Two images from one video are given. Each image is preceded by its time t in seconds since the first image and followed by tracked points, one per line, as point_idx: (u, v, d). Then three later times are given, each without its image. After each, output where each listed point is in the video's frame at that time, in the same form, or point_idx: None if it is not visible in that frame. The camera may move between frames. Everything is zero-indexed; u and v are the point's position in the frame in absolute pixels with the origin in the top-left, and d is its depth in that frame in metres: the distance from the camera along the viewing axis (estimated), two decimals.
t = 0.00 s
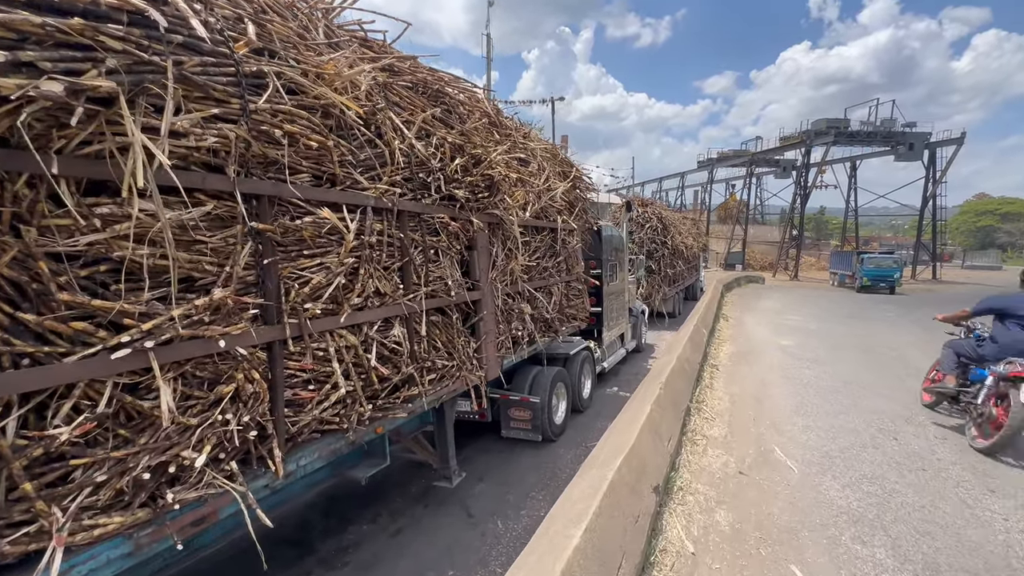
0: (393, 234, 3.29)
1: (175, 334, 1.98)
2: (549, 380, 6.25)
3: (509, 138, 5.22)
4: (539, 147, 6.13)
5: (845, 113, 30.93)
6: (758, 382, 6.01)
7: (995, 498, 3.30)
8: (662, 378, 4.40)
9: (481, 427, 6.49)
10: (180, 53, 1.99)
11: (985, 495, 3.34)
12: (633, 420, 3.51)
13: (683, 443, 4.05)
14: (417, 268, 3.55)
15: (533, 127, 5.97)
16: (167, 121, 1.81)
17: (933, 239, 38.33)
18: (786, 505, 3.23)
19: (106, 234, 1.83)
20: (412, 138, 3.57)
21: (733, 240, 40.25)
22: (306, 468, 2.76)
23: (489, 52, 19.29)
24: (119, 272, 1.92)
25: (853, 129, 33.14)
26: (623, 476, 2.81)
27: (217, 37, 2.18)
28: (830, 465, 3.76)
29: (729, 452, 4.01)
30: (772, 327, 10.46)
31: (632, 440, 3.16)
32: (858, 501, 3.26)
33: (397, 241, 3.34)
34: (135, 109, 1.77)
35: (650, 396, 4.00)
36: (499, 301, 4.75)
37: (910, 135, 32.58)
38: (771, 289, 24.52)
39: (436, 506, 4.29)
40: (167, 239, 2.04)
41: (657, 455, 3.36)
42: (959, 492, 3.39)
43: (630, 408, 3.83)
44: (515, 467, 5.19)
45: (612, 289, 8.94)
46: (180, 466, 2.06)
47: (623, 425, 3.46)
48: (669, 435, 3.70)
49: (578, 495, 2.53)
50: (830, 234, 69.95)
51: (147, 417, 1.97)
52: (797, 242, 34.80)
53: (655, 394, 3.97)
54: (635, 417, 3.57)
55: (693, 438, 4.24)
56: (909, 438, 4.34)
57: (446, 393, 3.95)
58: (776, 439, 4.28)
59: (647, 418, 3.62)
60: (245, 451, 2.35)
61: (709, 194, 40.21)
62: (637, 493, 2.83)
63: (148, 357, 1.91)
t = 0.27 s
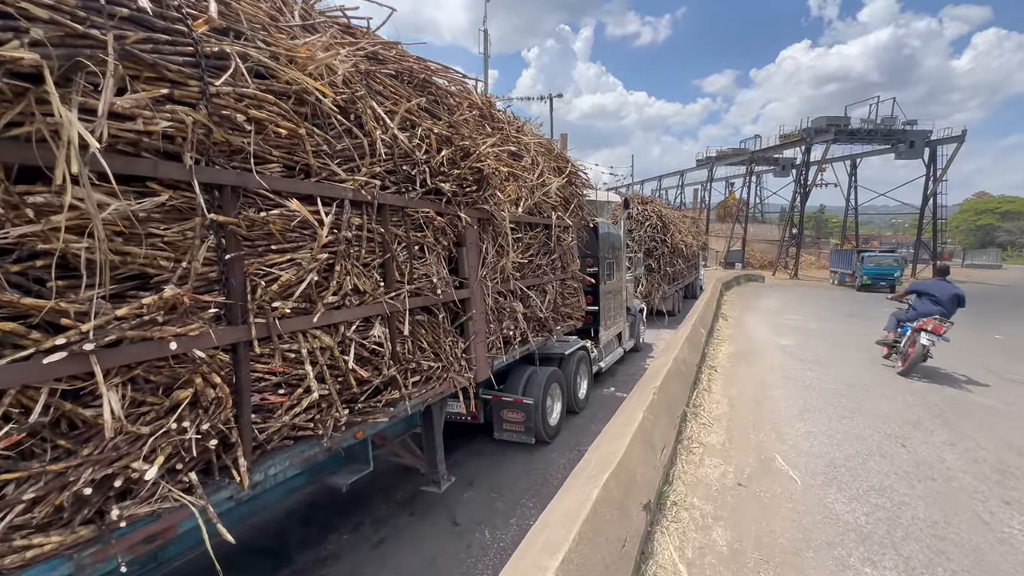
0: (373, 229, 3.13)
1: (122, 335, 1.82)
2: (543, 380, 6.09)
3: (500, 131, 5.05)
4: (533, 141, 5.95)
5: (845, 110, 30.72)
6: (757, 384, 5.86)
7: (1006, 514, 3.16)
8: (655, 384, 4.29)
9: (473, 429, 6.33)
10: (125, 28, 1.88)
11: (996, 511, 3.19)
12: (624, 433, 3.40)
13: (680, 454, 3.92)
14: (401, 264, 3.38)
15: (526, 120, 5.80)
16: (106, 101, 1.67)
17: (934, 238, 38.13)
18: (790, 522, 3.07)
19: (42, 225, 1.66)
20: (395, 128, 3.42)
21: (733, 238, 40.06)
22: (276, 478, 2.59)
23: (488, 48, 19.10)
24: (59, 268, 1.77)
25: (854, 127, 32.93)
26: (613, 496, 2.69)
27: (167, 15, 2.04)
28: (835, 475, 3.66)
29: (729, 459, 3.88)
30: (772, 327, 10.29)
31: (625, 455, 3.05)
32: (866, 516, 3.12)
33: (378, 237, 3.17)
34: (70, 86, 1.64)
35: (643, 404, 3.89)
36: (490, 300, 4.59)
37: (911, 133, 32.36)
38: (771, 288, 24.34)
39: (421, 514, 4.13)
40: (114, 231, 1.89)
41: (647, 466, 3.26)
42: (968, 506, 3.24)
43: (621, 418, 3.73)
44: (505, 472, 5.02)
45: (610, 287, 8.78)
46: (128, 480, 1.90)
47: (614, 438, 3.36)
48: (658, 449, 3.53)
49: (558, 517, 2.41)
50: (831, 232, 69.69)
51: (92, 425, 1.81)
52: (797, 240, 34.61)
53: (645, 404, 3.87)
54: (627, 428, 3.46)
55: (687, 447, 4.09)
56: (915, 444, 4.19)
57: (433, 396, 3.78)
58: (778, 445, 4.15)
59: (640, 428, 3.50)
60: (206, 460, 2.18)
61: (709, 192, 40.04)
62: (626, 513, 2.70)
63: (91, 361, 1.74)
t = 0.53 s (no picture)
0: (348, 226, 2.95)
1: (51, 342, 1.66)
2: (536, 383, 5.93)
3: (488, 125, 4.88)
4: (524, 136, 5.78)
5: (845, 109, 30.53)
6: (755, 390, 5.70)
7: (1019, 539, 3.00)
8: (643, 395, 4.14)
9: (464, 433, 6.17)
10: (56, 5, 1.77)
11: (1006, 536, 3.02)
12: (604, 451, 3.27)
13: (667, 470, 3.76)
14: (379, 264, 3.21)
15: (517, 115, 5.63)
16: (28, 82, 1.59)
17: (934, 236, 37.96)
18: (789, 549, 2.91)
19: None
20: (373, 120, 3.25)
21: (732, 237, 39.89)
22: (239, 492, 2.40)
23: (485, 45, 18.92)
24: None
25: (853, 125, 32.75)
26: (591, 524, 2.54)
27: None
28: (839, 494, 3.52)
29: (724, 477, 3.74)
30: (772, 328, 10.11)
31: (605, 477, 2.92)
32: (872, 542, 2.96)
33: (353, 235, 2.99)
34: None
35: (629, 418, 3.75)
36: (478, 301, 4.42)
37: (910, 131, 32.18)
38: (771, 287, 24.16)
39: (400, 527, 3.96)
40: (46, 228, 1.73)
41: (630, 491, 3.06)
42: (974, 530, 3.09)
43: (605, 434, 3.61)
44: (491, 481, 4.83)
45: (605, 287, 8.61)
46: (61, 501, 1.73)
47: (590, 458, 3.26)
48: (645, 471, 3.32)
49: (529, 550, 2.23)
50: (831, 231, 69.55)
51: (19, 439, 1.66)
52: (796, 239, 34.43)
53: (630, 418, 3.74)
54: (608, 446, 3.33)
55: (677, 466, 3.85)
56: (918, 458, 4.03)
57: (415, 402, 3.61)
58: (778, 460, 4.00)
59: (625, 444, 3.37)
60: (155, 477, 2.01)
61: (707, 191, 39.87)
62: (605, 543, 2.53)
63: (15, 371, 1.58)
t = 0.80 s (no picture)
0: (329, 226, 2.82)
1: None
2: (531, 386, 5.79)
3: (480, 123, 4.76)
4: (518, 134, 5.65)
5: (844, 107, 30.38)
6: (755, 400, 5.59)
7: None
8: (637, 408, 4.01)
9: (457, 438, 6.03)
10: None
11: None
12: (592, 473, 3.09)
13: (661, 493, 3.66)
14: (362, 267, 3.07)
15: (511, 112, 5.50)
16: None
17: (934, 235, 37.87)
18: None
19: None
20: (356, 115, 3.12)
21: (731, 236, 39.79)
22: (208, 508, 2.25)
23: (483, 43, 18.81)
24: None
25: (853, 123, 32.58)
26: (578, 556, 2.37)
27: None
28: (849, 519, 3.41)
29: (725, 498, 3.65)
30: (773, 330, 9.95)
31: (593, 503, 2.74)
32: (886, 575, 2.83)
33: (334, 235, 2.85)
34: None
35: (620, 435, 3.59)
36: (470, 303, 4.28)
37: (910, 130, 32.06)
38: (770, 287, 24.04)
39: (378, 545, 3.78)
40: None
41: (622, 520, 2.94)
42: (986, 560, 2.96)
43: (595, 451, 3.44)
44: (480, 492, 4.64)
45: (603, 287, 8.47)
46: (1, 525, 1.60)
47: (575, 480, 3.06)
48: (640, 494, 3.24)
49: None
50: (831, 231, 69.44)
51: None
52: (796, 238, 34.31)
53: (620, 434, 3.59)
54: (597, 466, 3.16)
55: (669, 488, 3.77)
56: (924, 478, 3.92)
57: (403, 408, 3.47)
58: (780, 480, 3.94)
59: (616, 464, 3.22)
60: (111, 495, 1.87)
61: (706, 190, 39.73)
62: None
63: None
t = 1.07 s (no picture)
0: (309, 223, 2.66)
1: None
2: (526, 388, 5.64)
3: (473, 117, 4.61)
4: (513, 129, 5.50)
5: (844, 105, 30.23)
6: (758, 412, 5.33)
7: None
8: (630, 422, 3.73)
9: (451, 442, 5.88)
10: None
11: None
12: (580, 498, 2.75)
13: (654, 520, 3.33)
14: (345, 265, 2.92)
15: (506, 106, 5.34)
16: None
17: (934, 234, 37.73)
18: None
19: None
20: (338, 106, 2.96)
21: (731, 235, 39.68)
22: (172, 526, 2.09)
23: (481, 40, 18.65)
24: None
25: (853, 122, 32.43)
26: None
27: None
28: (867, 548, 3.14)
29: (727, 525, 3.37)
30: (776, 331, 9.76)
31: (580, 537, 2.40)
32: None
33: (314, 231, 2.70)
34: None
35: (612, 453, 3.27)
36: (462, 303, 4.13)
37: (911, 128, 31.92)
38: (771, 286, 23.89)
39: (354, 565, 3.51)
40: None
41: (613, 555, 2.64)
42: None
43: (584, 473, 3.12)
44: (467, 503, 4.37)
45: (601, 287, 8.33)
46: None
47: (561, 506, 2.71)
48: (631, 523, 2.92)
49: None
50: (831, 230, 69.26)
51: None
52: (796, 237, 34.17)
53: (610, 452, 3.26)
54: (584, 489, 2.83)
55: (666, 513, 3.44)
56: (942, 503, 3.66)
57: (390, 414, 3.31)
58: (788, 503, 3.67)
59: (606, 487, 2.88)
60: (60, 514, 1.72)
61: (706, 189, 39.59)
62: None
63: None
